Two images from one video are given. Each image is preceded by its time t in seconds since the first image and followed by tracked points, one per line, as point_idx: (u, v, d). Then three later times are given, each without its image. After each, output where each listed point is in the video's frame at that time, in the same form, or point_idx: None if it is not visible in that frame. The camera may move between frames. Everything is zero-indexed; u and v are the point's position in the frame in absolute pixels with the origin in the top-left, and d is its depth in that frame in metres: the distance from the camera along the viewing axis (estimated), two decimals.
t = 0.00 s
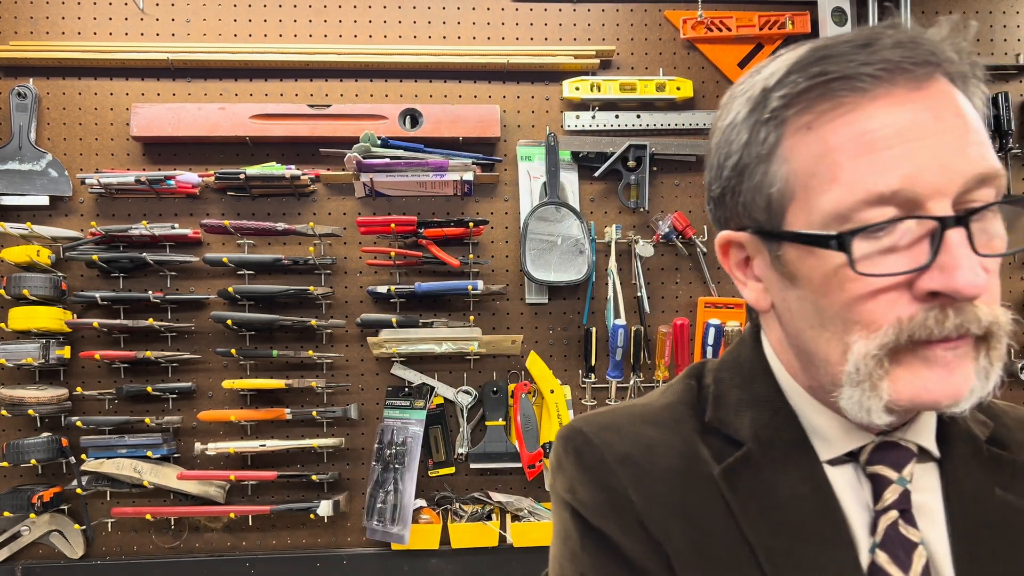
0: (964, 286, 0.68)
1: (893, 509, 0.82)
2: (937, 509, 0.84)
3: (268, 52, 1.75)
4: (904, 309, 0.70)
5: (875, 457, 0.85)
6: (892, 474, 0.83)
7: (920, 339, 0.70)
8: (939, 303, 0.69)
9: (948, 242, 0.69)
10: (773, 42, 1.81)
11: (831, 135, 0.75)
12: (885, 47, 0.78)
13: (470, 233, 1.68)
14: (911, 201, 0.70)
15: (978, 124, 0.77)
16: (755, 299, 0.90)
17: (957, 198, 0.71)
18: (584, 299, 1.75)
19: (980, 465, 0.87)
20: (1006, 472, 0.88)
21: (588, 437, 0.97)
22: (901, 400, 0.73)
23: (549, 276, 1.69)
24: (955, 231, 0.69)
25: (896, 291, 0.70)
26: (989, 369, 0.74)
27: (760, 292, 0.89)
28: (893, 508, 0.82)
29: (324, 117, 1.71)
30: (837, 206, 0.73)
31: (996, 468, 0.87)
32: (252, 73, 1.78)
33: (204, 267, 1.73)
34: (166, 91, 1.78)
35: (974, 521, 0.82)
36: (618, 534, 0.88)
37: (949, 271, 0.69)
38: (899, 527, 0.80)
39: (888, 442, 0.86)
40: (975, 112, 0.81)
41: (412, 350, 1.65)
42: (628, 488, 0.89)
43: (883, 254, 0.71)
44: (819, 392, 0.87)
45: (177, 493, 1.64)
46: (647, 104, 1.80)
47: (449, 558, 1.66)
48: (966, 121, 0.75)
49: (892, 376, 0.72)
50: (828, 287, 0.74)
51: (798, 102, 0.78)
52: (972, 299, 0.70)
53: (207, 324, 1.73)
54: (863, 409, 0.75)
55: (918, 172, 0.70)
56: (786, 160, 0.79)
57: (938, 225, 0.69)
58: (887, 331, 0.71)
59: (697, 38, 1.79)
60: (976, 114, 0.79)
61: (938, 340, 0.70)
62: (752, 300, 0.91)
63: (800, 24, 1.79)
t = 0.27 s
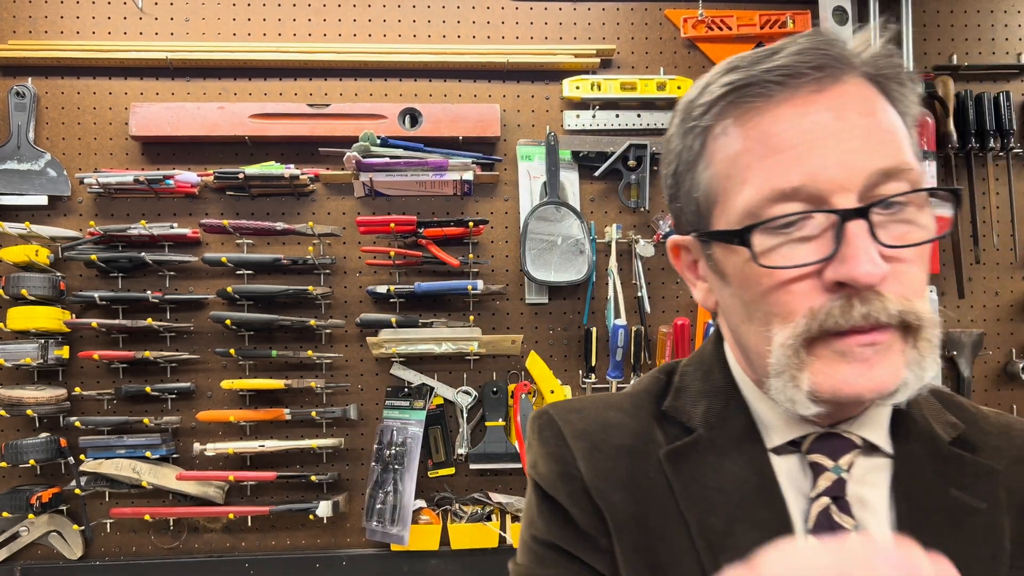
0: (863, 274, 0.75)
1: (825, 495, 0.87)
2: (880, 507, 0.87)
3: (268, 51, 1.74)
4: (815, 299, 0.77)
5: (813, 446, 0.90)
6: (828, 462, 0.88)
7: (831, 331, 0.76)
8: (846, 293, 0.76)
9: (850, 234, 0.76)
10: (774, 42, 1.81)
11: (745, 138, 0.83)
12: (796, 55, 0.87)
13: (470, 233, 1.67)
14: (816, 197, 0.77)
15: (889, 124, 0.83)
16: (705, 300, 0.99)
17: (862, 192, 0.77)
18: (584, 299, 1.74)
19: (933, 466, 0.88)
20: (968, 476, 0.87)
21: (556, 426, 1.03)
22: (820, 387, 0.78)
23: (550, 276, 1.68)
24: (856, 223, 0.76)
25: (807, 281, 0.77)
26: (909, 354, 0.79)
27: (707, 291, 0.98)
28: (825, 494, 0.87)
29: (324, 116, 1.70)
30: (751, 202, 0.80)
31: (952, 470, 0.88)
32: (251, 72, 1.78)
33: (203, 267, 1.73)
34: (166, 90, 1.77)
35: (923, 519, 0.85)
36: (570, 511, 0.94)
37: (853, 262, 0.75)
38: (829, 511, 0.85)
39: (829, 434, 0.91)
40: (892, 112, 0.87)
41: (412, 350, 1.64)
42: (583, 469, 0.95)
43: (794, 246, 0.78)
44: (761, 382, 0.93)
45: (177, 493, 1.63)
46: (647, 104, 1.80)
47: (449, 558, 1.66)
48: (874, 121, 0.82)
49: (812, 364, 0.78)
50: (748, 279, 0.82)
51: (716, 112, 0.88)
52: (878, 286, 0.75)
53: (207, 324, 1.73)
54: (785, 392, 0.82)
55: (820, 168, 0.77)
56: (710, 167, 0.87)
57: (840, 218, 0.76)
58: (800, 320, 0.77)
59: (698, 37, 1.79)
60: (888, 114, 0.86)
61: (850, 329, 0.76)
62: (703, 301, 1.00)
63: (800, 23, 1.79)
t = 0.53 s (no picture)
0: (743, 261, 0.81)
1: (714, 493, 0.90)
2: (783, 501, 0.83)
3: (267, 51, 1.74)
4: (705, 288, 0.84)
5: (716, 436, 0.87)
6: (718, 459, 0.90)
7: (723, 316, 0.81)
8: (734, 279, 0.82)
9: (731, 225, 0.84)
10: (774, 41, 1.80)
11: (641, 149, 0.91)
12: (689, 69, 0.96)
13: (470, 233, 1.67)
14: (701, 193, 0.85)
15: (771, 127, 0.92)
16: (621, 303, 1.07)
17: (743, 186, 0.85)
18: (584, 299, 1.74)
19: (836, 458, 1.01)
20: (871, 479, 0.99)
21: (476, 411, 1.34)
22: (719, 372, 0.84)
23: (549, 276, 1.68)
24: (738, 214, 0.84)
25: (694, 272, 0.85)
26: (805, 344, 0.85)
27: (621, 294, 1.05)
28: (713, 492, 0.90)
29: (324, 116, 1.70)
30: (649, 207, 0.88)
31: (855, 468, 1.00)
32: (251, 72, 1.78)
33: (203, 267, 1.73)
34: (165, 90, 1.77)
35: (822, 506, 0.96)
36: (485, 482, 1.16)
37: (735, 250, 0.82)
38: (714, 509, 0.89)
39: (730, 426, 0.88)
40: (779, 118, 0.96)
41: (412, 350, 1.63)
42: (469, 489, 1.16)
43: (683, 241, 0.87)
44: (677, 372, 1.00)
45: (176, 494, 1.63)
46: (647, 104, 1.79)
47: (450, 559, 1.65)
48: (750, 122, 0.90)
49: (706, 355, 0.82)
50: (649, 277, 0.90)
51: (620, 130, 0.98)
52: (761, 273, 0.82)
53: (207, 324, 1.73)
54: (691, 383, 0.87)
55: (705, 167, 0.84)
56: (615, 181, 0.97)
57: (723, 211, 0.84)
58: (691, 309, 0.85)
59: (698, 36, 1.78)
60: (774, 118, 0.94)
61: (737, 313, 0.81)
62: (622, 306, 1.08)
63: (801, 23, 1.78)
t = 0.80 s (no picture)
0: (623, 261, 0.85)
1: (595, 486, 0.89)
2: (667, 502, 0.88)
3: (267, 50, 1.74)
4: (591, 287, 0.88)
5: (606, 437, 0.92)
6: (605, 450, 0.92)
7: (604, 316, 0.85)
8: (618, 278, 0.85)
9: (613, 227, 0.87)
10: (775, 41, 1.79)
11: (535, 151, 0.94)
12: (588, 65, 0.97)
13: (470, 233, 1.66)
14: (588, 193, 0.88)
15: (664, 127, 0.94)
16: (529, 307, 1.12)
17: (629, 187, 0.88)
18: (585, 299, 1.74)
19: (730, 459, 0.93)
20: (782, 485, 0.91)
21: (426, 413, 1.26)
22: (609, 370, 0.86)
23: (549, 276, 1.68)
24: (622, 215, 0.87)
25: (582, 271, 0.88)
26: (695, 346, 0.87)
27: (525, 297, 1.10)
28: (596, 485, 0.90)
29: (323, 116, 1.70)
30: (538, 209, 0.91)
31: (742, 471, 0.92)
32: (251, 72, 1.78)
33: (203, 267, 1.73)
34: (165, 90, 1.77)
35: (702, 506, 0.88)
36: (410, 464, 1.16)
37: (618, 250, 0.85)
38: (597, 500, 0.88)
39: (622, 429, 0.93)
40: (677, 119, 0.98)
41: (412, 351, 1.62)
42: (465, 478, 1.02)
43: (568, 239, 0.90)
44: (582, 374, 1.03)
45: (176, 494, 1.63)
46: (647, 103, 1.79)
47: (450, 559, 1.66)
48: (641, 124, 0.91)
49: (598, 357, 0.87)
50: (542, 278, 0.93)
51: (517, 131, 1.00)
52: (642, 273, 0.85)
53: (207, 324, 1.73)
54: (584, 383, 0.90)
55: (591, 170, 0.87)
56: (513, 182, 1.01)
57: (606, 212, 0.87)
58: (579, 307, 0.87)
59: (699, 36, 1.78)
60: (670, 118, 0.97)
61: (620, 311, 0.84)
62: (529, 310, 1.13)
63: (802, 22, 1.77)
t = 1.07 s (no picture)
0: (588, 266, 0.91)
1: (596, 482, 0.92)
2: (662, 497, 0.94)
3: (267, 50, 1.73)
4: (566, 291, 0.95)
5: (599, 437, 0.99)
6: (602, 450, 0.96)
7: (578, 318, 0.93)
8: (586, 282, 0.92)
9: (580, 233, 0.93)
10: (775, 41, 1.79)
11: (512, 160, 1.02)
12: (560, 75, 1.03)
13: (470, 233, 1.66)
14: (557, 201, 0.95)
15: (633, 131, 0.99)
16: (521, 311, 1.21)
17: (597, 192, 0.94)
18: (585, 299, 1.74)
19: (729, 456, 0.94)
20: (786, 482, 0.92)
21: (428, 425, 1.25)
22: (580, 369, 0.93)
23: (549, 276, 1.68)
24: (589, 220, 0.93)
25: (557, 276, 0.96)
26: (665, 343, 0.93)
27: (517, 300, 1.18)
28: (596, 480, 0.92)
29: (323, 116, 1.70)
30: (514, 214, 1.00)
31: (743, 468, 0.93)
32: (252, 72, 1.77)
33: (203, 267, 1.73)
34: (165, 90, 1.77)
35: (699, 503, 0.89)
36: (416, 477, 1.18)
37: (586, 254, 0.92)
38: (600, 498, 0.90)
39: (615, 429, 1.00)
40: (648, 123, 1.03)
41: (412, 351, 1.62)
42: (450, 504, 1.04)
43: (543, 246, 0.98)
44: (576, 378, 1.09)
45: (176, 494, 1.62)
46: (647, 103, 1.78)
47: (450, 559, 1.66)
48: (607, 129, 0.98)
49: (573, 357, 0.94)
50: (522, 282, 1.01)
51: (499, 141, 1.09)
52: (609, 277, 0.91)
53: (206, 324, 1.73)
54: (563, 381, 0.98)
55: (558, 176, 0.95)
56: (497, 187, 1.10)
57: (574, 218, 0.94)
58: (553, 312, 0.96)
59: (699, 36, 1.78)
60: (642, 121, 1.02)
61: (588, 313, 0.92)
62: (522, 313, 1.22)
63: (802, 22, 1.77)
